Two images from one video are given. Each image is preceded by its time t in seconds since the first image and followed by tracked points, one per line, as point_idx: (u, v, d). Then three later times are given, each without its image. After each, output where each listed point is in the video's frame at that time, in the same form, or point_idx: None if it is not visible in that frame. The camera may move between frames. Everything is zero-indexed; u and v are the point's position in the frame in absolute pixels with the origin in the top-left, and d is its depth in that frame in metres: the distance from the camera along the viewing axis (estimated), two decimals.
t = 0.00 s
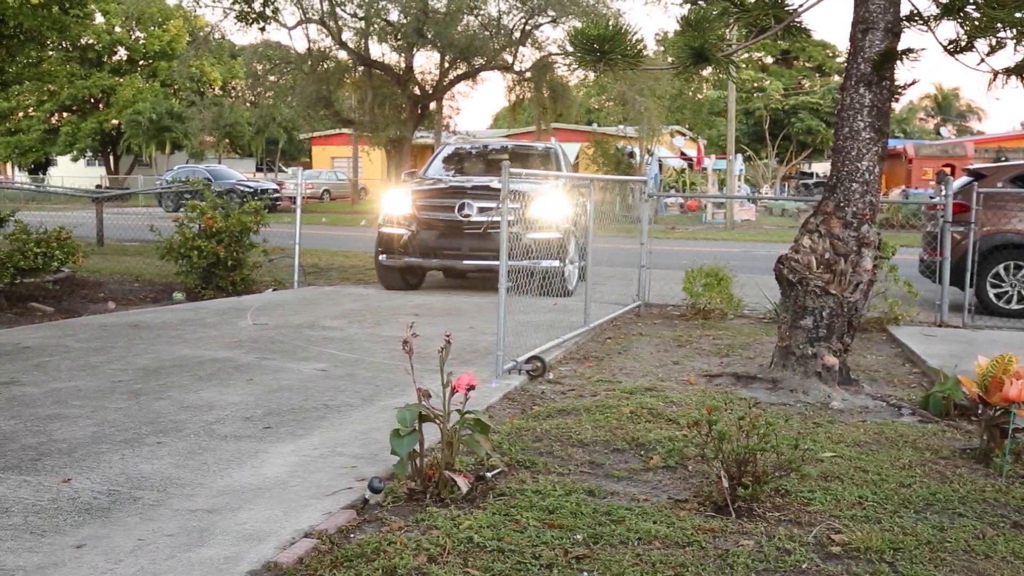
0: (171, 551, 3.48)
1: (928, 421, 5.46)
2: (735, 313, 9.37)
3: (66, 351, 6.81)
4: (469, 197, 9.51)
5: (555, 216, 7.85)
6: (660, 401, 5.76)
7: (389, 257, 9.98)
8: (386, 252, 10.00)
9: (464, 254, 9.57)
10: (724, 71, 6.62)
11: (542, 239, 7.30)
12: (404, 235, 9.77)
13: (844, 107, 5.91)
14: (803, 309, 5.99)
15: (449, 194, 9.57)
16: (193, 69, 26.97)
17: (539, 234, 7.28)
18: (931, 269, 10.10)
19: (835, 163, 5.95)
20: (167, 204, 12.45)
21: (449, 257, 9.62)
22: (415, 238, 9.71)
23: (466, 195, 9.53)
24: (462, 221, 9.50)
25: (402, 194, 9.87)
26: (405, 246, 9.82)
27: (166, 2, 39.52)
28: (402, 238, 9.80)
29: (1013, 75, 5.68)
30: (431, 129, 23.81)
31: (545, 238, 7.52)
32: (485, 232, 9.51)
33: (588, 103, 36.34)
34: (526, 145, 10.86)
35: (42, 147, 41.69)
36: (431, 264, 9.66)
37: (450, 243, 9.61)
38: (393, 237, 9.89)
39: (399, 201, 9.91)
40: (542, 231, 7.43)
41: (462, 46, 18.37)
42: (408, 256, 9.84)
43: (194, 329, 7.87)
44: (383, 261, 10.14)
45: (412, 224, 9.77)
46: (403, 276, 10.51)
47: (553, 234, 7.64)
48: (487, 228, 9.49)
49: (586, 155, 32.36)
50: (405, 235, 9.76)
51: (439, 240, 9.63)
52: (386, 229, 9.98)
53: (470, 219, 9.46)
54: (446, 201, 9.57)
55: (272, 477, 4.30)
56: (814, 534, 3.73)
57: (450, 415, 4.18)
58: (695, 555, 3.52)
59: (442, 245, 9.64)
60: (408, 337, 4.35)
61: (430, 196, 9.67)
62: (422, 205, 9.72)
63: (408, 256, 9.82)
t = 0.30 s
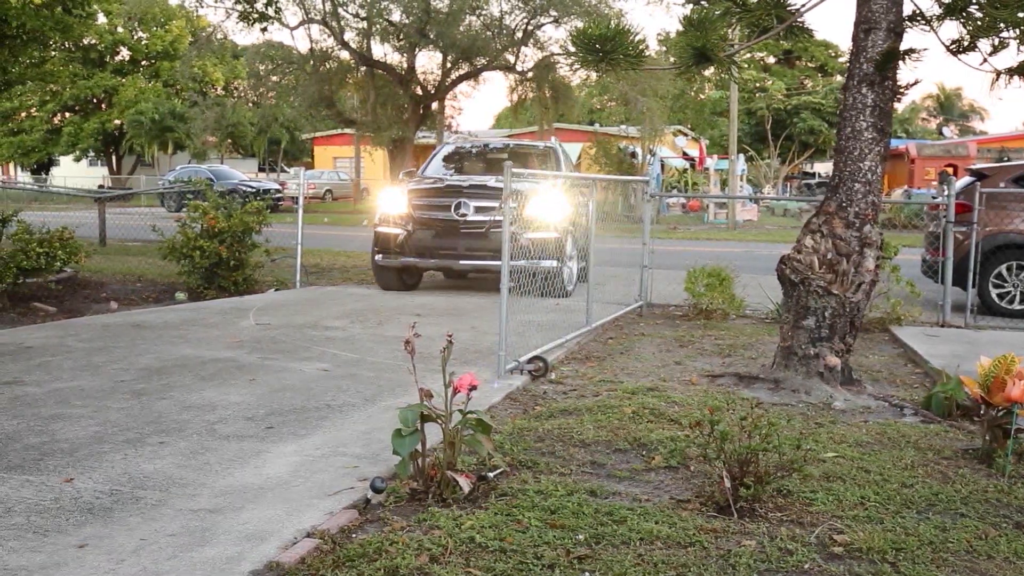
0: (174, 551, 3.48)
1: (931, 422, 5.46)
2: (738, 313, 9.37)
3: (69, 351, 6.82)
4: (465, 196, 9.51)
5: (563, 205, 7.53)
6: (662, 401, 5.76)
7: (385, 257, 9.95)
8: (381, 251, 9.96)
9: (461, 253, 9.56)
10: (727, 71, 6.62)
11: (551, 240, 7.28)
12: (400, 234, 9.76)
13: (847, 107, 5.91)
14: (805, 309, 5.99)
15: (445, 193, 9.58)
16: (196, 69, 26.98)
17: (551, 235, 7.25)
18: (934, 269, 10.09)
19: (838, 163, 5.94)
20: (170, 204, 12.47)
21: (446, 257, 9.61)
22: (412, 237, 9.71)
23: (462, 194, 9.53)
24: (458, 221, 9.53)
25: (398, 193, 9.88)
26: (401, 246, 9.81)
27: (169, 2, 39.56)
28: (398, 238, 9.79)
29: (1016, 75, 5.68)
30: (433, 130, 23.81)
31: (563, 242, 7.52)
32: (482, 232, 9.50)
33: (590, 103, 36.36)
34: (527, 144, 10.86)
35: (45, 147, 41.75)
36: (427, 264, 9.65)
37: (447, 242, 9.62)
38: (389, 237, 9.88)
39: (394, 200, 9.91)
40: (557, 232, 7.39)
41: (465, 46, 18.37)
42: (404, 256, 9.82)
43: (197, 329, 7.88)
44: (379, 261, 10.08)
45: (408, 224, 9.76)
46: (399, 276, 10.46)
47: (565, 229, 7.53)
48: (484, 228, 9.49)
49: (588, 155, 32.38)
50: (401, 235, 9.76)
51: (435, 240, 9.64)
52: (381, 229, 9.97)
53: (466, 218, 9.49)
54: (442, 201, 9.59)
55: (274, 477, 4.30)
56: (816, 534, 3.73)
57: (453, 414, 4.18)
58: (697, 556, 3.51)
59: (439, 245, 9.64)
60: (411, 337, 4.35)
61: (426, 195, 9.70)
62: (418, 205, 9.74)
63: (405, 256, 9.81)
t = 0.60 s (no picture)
0: (176, 551, 3.48)
1: (934, 422, 5.45)
2: (740, 313, 9.36)
3: (71, 351, 6.83)
4: (462, 196, 9.48)
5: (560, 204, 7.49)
6: (664, 401, 5.76)
7: (382, 257, 9.95)
8: (378, 251, 9.95)
9: (457, 254, 9.55)
10: (729, 71, 6.62)
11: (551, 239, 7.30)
12: (396, 234, 9.76)
13: (849, 107, 5.91)
14: (808, 309, 5.98)
15: (442, 193, 9.57)
16: (199, 69, 27.00)
17: (551, 235, 7.23)
18: (937, 269, 10.08)
19: (841, 163, 5.94)
20: (172, 204, 12.48)
21: (443, 257, 9.61)
22: (408, 237, 9.72)
23: (459, 194, 9.50)
24: (455, 221, 9.51)
25: (394, 192, 9.87)
26: (398, 246, 9.81)
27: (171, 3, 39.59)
28: (395, 238, 9.79)
29: (1019, 74, 5.67)
30: (435, 130, 23.81)
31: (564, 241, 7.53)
32: (479, 232, 9.49)
33: (592, 103, 36.34)
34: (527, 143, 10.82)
35: (47, 147, 41.82)
36: (424, 263, 9.64)
37: (443, 242, 9.61)
38: (385, 236, 9.88)
39: (391, 199, 9.90)
40: (557, 231, 7.38)
41: (467, 47, 18.37)
42: (401, 255, 9.82)
43: (199, 329, 7.88)
44: (375, 261, 10.07)
45: (405, 223, 9.76)
46: (397, 277, 10.43)
47: (565, 229, 7.52)
48: (480, 228, 9.47)
49: (590, 155, 32.38)
50: (398, 234, 9.77)
51: (432, 239, 9.64)
52: (377, 229, 9.95)
53: (463, 218, 9.47)
54: (438, 200, 9.58)
55: (277, 477, 4.31)
56: (819, 535, 3.73)
57: (455, 414, 4.18)
58: (699, 556, 3.51)
59: (436, 245, 9.63)
60: (413, 337, 4.35)
61: (422, 195, 9.69)
62: (414, 205, 9.73)
63: (402, 256, 9.80)
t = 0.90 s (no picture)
0: (183, 551, 3.49)
1: (941, 424, 5.44)
2: (747, 314, 9.34)
3: (79, 351, 6.85)
4: (463, 196, 9.47)
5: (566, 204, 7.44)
6: (670, 402, 5.75)
7: (381, 258, 9.93)
8: (377, 251, 9.93)
9: (456, 254, 9.53)
10: (735, 71, 6.61)
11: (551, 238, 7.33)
12: (396, 234, 9.75)
13: (856, 108, 5.89)
14: (814, 310, 5.97)
15: (443, 193, 9.56)
16: (205, 70, 27.05)
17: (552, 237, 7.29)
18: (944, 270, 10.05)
19: (848, 164, 5.92)
20: (179, 205, 12.52)
21: (442, 257, 9.59)
22: (407, 237, 9.70)
23: (459, 193, 9.49)
24: (455, 221, 9.50)
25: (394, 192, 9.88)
26: (397, 246, 9.79)
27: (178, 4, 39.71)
28: (394, 238, 9.78)
29: None
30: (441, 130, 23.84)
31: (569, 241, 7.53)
32: (478, 232, 9.47)
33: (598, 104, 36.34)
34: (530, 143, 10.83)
35: (55, 148, 42.02)
36: (423, 264, 9.63)
37: (443, 243, 9.60)
38: (385, 236, 9.87)
39: (391, 200, 9.91)
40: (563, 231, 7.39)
41: (473, 47, 18.35)
42: (401, 256, 9.80)
43: (206, 329, 7.90)
44: (375, 262, 10.05)
45: (405, 223, 9.75)
46: (397, 279, 10.38)
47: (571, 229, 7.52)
48: (480, 229, 9.45)
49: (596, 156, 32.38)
50: (397, 235, 9.75)
51: (431, 240, 9.63)
52: (377, 229, 9.94)
53: (463, 218, 9.46)
54: (438, 200, 9.57)
55: (283, 477, 4.32)
56: (825, 536, 3.72)
57: (461, 415, 4.18)
58: (705, 557, 3.51)
59: (435, 245, 9.62)
60: (419, 337, 4.35)
61: (422, 195, 9.68)
62: (414, 205, 9.72)
63: (402, 256, 9.78)
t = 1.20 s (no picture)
0: (190, 552, 3.50)
1: (949, 426, 5.43)
2: (754, 316, 9.32)
3: (87, 352, 6.88)
4: (462, 197, 9.42)
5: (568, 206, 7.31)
6: (677, 404, 5.74)
7: (380, 261, 9.82)
8: (376, 255, 9.83)
9: (456, 257, 9.46)
10: (742, 73, 6.63)
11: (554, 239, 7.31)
12: (395, 236, 9.65)
13: (863, 110, 5.88)
14: (821, 312, 5.96)
15: (441, 195, 9.49)
16: (213, 73, 27.13)
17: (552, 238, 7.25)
18: (951, 273, 10.02)
19: (854, 166, 5.92)
20: (186, 207, 12.56)
21: (442, 260, 9.51)
22: (407, 239, 9.58)
23: (458, 196, 9.44)
24: (455, 223, 9.42)
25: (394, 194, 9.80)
26: (397, 249, 9.68)
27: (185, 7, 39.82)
28: (393, 241, 9.67)
29: None
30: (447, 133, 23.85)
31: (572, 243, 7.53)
32: (478, 235, 9.40)
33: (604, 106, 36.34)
34: (533, 144, 10.81)
35: (62, 150, 42.21)
36: (424, 266, 9.52)
37: (442, 245, 9.50)
38: (384, 239, 9.76)
39: (390, 202, 9.84)
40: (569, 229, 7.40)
41: (480, 50, 18.24)
42: (400, 259, 9.69)
43: (213, 331, 7.92)
44: (374, 265, 9.93)
45: (404, 226, 9.64)
46: (398, 283, 10.23)
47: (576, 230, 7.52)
48: (479, 231, 9.40)
49: (602, 158, 32.38)
50: (396, 237, 9.64)
51: (431, 242, 9.52)
52: (376, 232, 9.84)
53: (462, 221, 9.40)
54: (437, 203, 9.49)
55: (290, 479, 4.32)
56: (833, 539, 3.71)
57: (468, 417, 4.18)
58: (712, 560, 3.50)
59: (434, 248, 9.52)
60: (425, 338, 4.35)
61: (422, 197, 9.58)
62: (414, 207, 9.63)
63: (400, 259, 9.69)
